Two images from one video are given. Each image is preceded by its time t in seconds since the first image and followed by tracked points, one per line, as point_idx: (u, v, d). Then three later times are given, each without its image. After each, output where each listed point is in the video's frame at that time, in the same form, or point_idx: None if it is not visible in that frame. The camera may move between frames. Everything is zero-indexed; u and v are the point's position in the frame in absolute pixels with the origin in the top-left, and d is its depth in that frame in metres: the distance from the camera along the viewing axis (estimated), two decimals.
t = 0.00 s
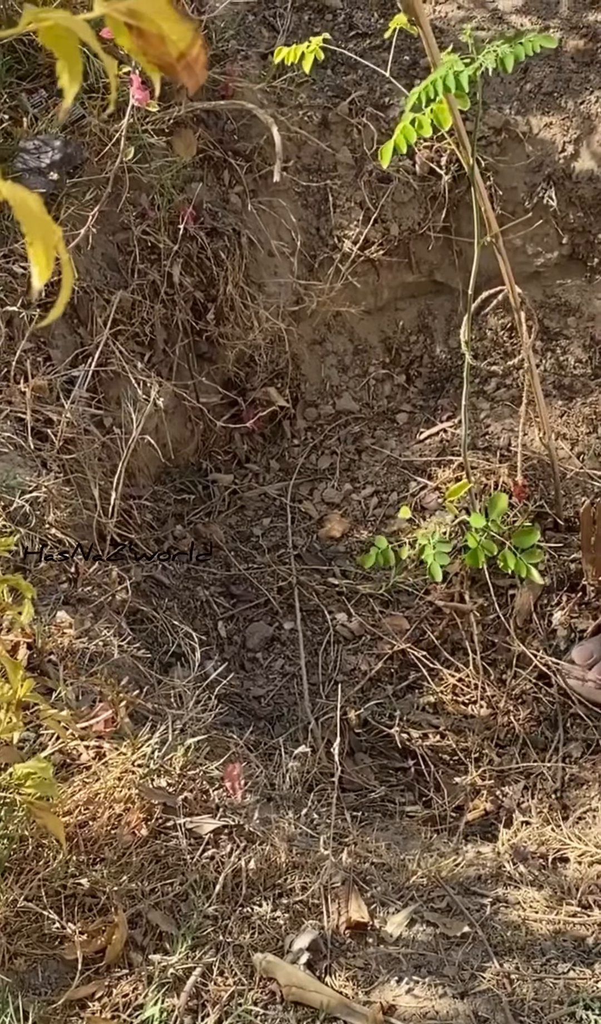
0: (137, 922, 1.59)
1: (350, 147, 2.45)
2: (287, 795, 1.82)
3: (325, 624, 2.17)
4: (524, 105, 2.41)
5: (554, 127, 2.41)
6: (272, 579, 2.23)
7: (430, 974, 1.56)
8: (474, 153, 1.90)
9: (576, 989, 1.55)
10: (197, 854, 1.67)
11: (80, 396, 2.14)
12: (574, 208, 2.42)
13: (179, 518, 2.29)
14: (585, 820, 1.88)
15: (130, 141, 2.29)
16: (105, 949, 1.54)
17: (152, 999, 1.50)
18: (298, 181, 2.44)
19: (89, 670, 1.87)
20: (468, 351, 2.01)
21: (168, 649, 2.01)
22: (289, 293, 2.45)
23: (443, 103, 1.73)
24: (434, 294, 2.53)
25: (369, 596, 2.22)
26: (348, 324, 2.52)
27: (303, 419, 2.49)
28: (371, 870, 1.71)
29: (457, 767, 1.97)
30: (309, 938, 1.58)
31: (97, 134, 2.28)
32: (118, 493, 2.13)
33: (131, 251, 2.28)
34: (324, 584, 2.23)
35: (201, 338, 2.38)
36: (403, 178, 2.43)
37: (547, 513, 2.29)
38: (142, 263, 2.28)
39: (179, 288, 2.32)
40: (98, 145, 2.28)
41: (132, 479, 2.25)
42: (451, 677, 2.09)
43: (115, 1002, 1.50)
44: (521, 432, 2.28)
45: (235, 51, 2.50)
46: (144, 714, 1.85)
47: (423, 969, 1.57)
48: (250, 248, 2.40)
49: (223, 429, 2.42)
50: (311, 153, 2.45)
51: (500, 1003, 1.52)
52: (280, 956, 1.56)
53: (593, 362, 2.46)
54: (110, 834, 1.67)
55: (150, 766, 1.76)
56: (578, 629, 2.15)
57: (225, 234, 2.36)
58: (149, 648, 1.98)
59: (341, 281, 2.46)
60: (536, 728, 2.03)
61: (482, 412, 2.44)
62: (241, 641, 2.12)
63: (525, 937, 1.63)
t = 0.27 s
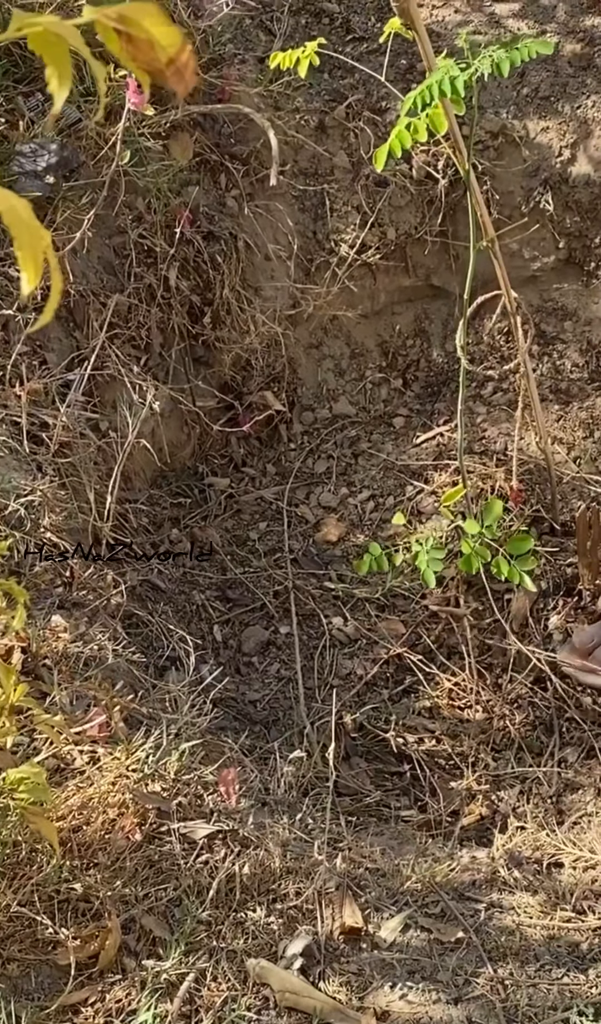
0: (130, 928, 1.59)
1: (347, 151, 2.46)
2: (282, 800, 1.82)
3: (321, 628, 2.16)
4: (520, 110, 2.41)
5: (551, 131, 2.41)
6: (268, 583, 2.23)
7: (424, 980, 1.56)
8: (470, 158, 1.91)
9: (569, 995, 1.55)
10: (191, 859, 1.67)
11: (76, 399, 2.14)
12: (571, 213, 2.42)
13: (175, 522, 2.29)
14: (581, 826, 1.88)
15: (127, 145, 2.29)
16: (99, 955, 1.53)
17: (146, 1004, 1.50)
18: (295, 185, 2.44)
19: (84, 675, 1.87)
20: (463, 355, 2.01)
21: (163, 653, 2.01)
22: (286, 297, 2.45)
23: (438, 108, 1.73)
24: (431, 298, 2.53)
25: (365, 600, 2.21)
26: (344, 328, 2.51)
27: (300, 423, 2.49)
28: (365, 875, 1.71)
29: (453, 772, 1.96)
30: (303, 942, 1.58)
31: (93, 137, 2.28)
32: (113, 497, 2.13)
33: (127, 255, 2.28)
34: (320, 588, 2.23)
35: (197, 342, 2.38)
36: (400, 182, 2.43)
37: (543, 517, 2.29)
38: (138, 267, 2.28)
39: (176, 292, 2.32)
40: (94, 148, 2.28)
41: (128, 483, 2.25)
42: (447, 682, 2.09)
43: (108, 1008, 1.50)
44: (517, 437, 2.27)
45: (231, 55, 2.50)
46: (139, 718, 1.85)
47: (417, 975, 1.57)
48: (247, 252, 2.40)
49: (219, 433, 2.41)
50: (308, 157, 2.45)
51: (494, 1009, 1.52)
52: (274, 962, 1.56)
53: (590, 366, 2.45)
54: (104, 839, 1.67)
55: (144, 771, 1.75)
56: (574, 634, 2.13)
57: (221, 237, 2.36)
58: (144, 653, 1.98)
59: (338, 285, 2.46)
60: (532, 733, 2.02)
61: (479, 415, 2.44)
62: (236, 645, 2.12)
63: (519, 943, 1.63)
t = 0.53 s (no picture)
0: (123, 932, 1.59)
1: (343, 155, 2.46)
2: (276, 805, 1.81)
3: (316, 632, 2.16)
4: (516, 114, 2.42)
5: (547, 136, 2.41)
6: (263, 587, 2.23)
7: (416, 985, 1.55)
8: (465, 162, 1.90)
9: (563, 1000, 1.53)
10: (185, 864, 1.67)
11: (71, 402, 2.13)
12: (566, 217, 2.42)
13: (170, 525, 2.29)
14: (575, 830, 1.88)
15: (122, 148, 2.29)
16: (91, 959, 1.54)
17: (138, 1009, 1.49)
18: (291, 188, 2.44)
19: (77, 679, 1.87)
20: (458, 360, 2.01)
21: (158, 657, 2.01)
22: (281, 300, 2.45)
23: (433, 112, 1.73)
24: (428, 301, 2.52)
25: (360, 605, 2.21)
26: (340, 332, 2.51)
27: (295, 427, 2.49)
28: (358, 880, 1.70)
29: (447, 776, 1.97)
30: (296, 948, 1.58)
31: (89, 141, 2.28)
32: (108, 500, 2.13)
33: (122, 258, 2.28)
34: (315, 592, 2.23)
35: (193, 346, 2.37)
36: (395, 185, 2.44)
37: (538, 521, 2.29)
38: (134, 270, 2.28)
39: (171, 295, 2.32)
40: (90, 152, 2.28)
41: (123, 486, 2.26)
42: (441, 686, 2.09)
43: (100, 1012, 1.50)
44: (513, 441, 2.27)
45: (228, 58, 2.50)
46: (133, 722, 1.85)
47: (409, 980, 1.56)
48: (242, 255, 2.41)
49: (214, 436, 2.41)
50: (304, 160, 2.45)
51: (487, 1014, 1.51)
52: (267, 966, 1.56)
53: (585, 370, 2.45)
54: (97, 844, 1.67)
55: (138, 775, 1.76)
56: (570, 638, 2.12)
57: (217, 241, 2.36)
58: (138, 657, 1.98)
59: (333, 289, 2.46)
60: (527, 738, 2.02)
61: (474, 419, 2.44)
62: (231, 649, 2.12)
63: (512, 948, 1.63)
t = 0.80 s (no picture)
0: (122, 937, 1.59)
1: (343, 159, 2.46)
2: (275, 809, 1.81)
3: (315, 636, 2.16)
4: (516, 117, 2.42)
5: (547, 139, 2.42)
6: (263, 590, 2.23)
7: (416, 990, 1.55)
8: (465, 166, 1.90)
9: (562, 1006, 1.54)
10: (184, 868, 1.67)
11: (71, 406, 2.13)
12: (566, 221, 2.42)
13: (170, 529, 2.29)
14: (574, 835, 1.87)
15: (123, 152, 2.30)
16: (90, 964, 1.53)
17: (137, 1014, 1.49)
18: (291, 192, 2.44)
19: (77, 683, 1.87)
20: (458, 364, 2.01)
21: (157, 661, 2.01)
22: (282, 303, 2.45)
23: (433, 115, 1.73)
24: (428, 305, 2.53)
25: (359, 609, 2.21)
26: (340, 335, 2.51)
27: (295, 430, 2.49)
28: (358, 885, 1.70)
29: (446, 781, 1.97)
30: (295, 953, 1.58)
31: (89, 145, 2.29)
32: (108, 505, 2.12)
33: (123, 261, 2.28)
34: (314, 596, 2.23)
35: (193, 349, 2.37)
36: (396, 189, 2.43)
37: (538, 525, 2.29)
38: (134, 273, 2.29)
39: (171, 299, 2.32)
40: (90, 155, 2.28)
41: (123, 490, 2.26)
42: (441, 691, 2.09)
43: (100, 1017, 1.50)
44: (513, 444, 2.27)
45: (228, 62, 2.50)
46: (132, 726, 1.85)
47: (409, 985, 1.56)
48: (242, 259, 2.41)
49: (214, 439, 2.41)
50: (304, 164, 2.45)
51: (486, 1019, 1.51)
52: (266, 972, 1.55)
53: (585, 374, 2.45)
54: (97, 848, 1.67)
55: (137, 779, 1.76)
56: (569, 642, 2.13)
57: (217, 244, 2.36)
58: (138, 660, 1.98)
59: (333, 292, 2.46)
60: (526, 742, 2.02)
61: (474, 423, 2.44)
62: (230, 653, 2.12)
63: (512, 953, 1.62)
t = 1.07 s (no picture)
0: (122, 937, 1.59)
1: (344, 159, 2.46)
2: (275, 810, 1.81)
3: (315, 637, 2.16)
4: (517, 118, 2.42)
5: (548, 140, 2.42)
6: (263, 591, 2.23)
7: (416, 991, 1.55)
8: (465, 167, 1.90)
9: (562, 1007, 1.54)
10: (184, 868, 1.66)
11: (71, 407, 2.13)
12: (567, 222, 2.42)
13: (170, 530, 2.29)
14: (574, 837, 1.87)
15: (124, 152, 2.30)
16: (90, 965, 1.53)
17: (137, 1014, 1.49)
18: (292, 192, 2.44)
19: (77, 684, 1.87)
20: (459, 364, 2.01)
21: (157, 662, 2.01)
22: (282, 304, 2.45)
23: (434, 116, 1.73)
24: (428, 306, 2.52)
25: (359, 610, 2.21)
26: (341, 336, 2.51)
27: (295, 431, 2.49)
28: (358, 886, 1.70)
29: (446, 782, 1.96)
30: (295, 953, 1.58)
31: (90, 146, 2.29)
32: (109, 505, 2.12)
33: (123, 262, 2.28)
34: (314, 597, 2.23)
35: (194, 350, 2.37)
36: (397, 190, 2.43)
37: (538, 526, 2.29)
38: (134, 274, 2.29)
39: (172, 299, 2.32)
40: (91, 156, 2.29)
41: (123, 490, 2.26)
42: (441, 692, 2.08)
43: (99, 1017, 1.49)
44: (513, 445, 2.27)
45: (230, 62, 2.50)
46: (132, 726, 1.85)
47: (409, 986, 1.56)
48: (243, 259, 2.41)
49: (215, 440, 2.41)
50: (305, 165, 2.45)
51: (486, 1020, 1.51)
52: (266, 972, 1.55)
53: (586, 375, 2.44)
54: (97, 848, 1.67)
55: (137, 779, 1.76)
56: (569, 643, 2.13)
57: (218, 245, 2.37)
58: (138, 661, 1.98)
59: (334, 293, 2.46)
60: (526, 744, 2.02)
61: (475, 424, 2.44)
62: (230, 654, 2.12)
63: (511, 954, 1.62)
